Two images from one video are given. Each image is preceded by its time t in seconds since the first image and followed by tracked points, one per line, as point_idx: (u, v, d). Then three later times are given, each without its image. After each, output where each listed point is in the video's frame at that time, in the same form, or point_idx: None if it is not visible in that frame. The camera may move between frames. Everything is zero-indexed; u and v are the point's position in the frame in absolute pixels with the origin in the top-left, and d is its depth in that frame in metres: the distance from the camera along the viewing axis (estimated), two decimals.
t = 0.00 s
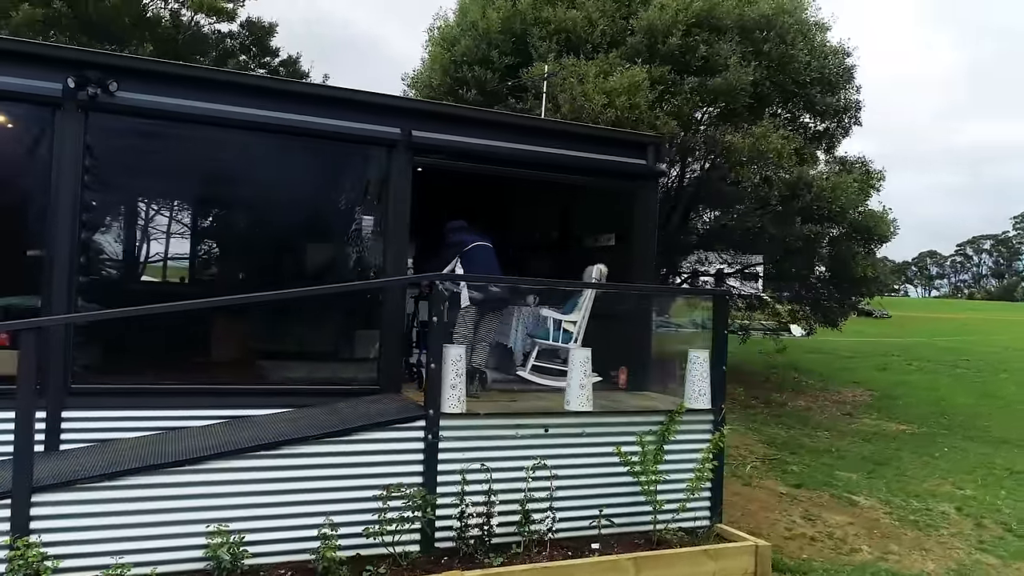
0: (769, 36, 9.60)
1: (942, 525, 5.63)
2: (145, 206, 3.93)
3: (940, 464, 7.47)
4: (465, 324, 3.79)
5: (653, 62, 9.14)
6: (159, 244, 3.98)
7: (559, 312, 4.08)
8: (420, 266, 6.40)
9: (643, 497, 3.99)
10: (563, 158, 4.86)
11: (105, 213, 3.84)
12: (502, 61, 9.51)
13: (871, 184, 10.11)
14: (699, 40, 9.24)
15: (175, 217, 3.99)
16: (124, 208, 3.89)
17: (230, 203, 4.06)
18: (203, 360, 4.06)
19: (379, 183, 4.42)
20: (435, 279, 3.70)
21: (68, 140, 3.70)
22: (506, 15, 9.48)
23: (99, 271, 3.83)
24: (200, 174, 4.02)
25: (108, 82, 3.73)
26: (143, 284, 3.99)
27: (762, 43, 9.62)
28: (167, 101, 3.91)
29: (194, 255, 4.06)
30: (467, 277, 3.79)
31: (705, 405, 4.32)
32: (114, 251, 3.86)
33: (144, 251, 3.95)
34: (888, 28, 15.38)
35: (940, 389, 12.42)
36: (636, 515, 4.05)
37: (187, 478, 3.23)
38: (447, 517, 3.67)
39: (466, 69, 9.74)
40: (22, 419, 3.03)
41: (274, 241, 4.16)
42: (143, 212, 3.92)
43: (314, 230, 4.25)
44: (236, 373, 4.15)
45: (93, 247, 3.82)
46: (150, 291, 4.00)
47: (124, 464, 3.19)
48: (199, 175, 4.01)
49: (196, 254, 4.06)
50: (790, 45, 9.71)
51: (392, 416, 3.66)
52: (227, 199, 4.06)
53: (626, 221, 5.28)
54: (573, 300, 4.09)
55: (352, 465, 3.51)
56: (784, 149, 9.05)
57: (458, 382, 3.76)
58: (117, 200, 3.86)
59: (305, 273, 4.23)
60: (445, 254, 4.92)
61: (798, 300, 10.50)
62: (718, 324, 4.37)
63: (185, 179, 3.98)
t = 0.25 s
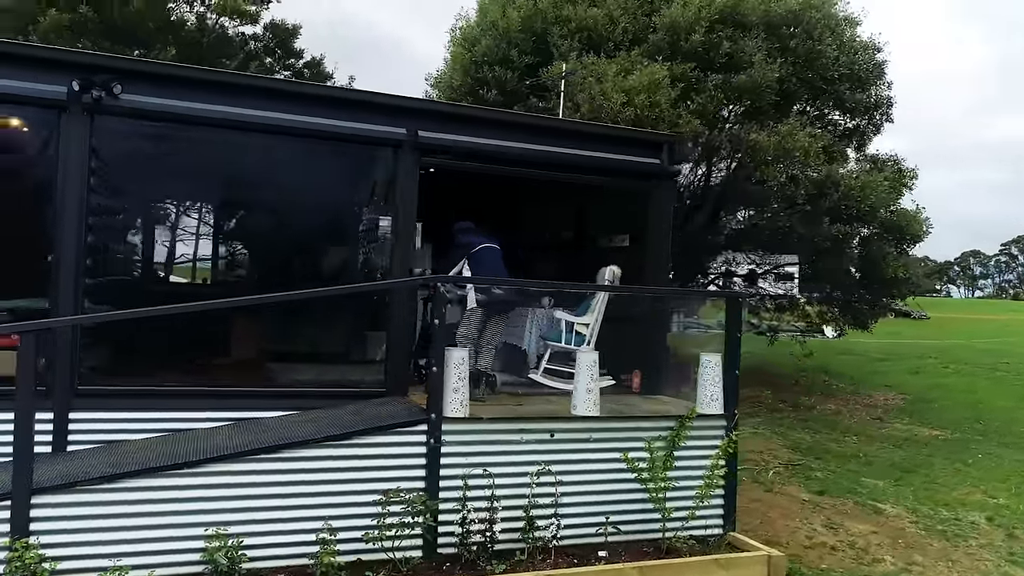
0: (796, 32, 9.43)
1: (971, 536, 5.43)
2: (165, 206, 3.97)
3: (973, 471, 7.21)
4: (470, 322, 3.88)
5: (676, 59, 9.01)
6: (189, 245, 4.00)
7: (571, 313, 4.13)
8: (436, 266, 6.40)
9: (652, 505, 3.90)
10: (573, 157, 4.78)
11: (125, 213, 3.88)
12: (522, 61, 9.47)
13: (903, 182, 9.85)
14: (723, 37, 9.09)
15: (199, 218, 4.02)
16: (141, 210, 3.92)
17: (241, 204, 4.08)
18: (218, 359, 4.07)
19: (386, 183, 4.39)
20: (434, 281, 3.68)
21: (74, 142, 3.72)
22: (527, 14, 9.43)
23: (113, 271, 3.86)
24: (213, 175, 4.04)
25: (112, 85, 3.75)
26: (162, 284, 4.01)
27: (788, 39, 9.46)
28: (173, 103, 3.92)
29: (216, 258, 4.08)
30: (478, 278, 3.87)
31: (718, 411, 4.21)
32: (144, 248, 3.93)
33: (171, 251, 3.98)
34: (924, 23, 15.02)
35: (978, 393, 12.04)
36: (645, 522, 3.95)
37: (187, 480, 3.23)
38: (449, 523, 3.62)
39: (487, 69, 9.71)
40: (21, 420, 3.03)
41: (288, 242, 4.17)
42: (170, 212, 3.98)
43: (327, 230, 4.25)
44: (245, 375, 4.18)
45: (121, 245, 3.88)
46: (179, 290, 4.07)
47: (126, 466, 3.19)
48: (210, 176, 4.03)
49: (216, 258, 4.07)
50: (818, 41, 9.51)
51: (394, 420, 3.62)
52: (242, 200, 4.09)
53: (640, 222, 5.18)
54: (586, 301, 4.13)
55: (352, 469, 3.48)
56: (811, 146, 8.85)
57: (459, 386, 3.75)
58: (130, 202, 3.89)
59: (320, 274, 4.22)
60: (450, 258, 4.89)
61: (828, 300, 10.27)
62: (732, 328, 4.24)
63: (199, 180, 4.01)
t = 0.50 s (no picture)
0: (823, 27, 9.28)
1: (1001, 547, 5.22)
2: (184, 210, 4.05)
3: (1006, 479, 6.96)
4: (473, 320, 3.92)
5: (698, 57, 8.89)
6: (214, 246, 4.10)
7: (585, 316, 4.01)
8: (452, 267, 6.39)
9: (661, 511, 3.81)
10: (581, 157, 4.73)
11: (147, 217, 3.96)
12: (543, 59, 9.39)
13: (936, 180, 9.57)
14: (747, 33, 8.93)
15: (220, 219, 4.09)
16: (159, 214, 3.99)
17: (255, 206, 4.13)
18: (233, 364, 4.13)
19: (394, 184, 4.38)
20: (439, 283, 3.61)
21: (82, 145, 3.77)
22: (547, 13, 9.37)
23: (133, 274, 3.95)
24: (227, 178, 4.08)
25: (118, 88, 3.76)
26: (179, 286, 4.08)
27: (815, 35, 9.30)
28: (178, 105, 3.93)
29: (236, 260, 4.16)
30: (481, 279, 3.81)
31: (731, 415, 4.10)
32: (167, 248, 4.02)
33: (196, 253, 4.09)
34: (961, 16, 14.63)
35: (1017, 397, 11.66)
36: (653, 529, 3.86)
37: (186, 484, 3.22)
38: (451, 529, 3.56)
39: (508, 69, 9.66)
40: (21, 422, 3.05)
41: (305, 243, 4.23)
42: (193, 214, 4.07)
43: (344, 229, 4.29)
44: (257, 378, 4.16)
45: (145, 249, 3.96)
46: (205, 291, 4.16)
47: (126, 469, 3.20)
48: (223, 179, 4.08)
49: (236, 259, 4.14)
50: (846, 36, 9.30)
51: (395, 424, 3.58)
52: (259, 202, 4.14)
53: (654, 221, 5.09)
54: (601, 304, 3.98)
55: (353, 473, 3.44)
56: (838, 143, 8.65)
57: (463, 390, 3.67)
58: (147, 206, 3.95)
59: (337, 274, 4.27)
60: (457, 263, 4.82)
61: (858, 301, 10.02)
62: (746, 332, 4.12)
63: (214, 183, 4.07)
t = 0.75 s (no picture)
0: (850, 22, 9.05)
1: None
2: (204, 215, 4.06)
3: None
4: (478, 321, 3.90)
5: (721, 54, 8.76)
6: (240, 247, 4.14)
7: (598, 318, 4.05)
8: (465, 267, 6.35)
9: (668, 518, 3.72)
10: (589, 157, 4.67)
11: (170, 218, 4.00)
12: (564, 58, 9.30)
13: (969, 177, 9.30)
14: (771, 29, 8.76)
15: (243, 220, 4.12)
16: (178, 214, 4.01)
17: (271, 206, 4.16)
18: (249, 367, 4.13)
19: (399, 184, 4.36)
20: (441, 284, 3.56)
21: (87, 146, 3.81)
22: (567, 12, 9.29)
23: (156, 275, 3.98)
24: (239, 179, 4.10)
25: (123, 90, 3.80)
26: (196, 287, 4.08)
27: (842, 30, 9.07)
28: (182, 106, 3.94)
29: (256, 261, 4.19)
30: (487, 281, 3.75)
31: (742, 420, 4.01)
32: (191, 248, 4.03)
33: (223, 254, 4.13)
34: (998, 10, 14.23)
35: None
36: (660, 536, 3.77)
37: (184, 486, 3.21)
38: (452, 534, 3.51)
39: (528, 68, 9.59)
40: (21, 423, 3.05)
41: (323, 244, 4.25)
42: (219, 215, 4.10)
43: (360, 228, 4.29)
44: (266, 380, 4.17)
45: (171, 249, 4.00)
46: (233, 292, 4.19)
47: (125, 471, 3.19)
48: (235, 180, 4.09)
49: (256, 260, 4.18)
50: (874, 30, 9.08)
51: (394, 427, 3.53)
52: (279, 203, 4.16)
53: (667, 220, 4.99)
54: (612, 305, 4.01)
55: (352, 477, 3.41)
56: (865, 140, 8.44)
57: (465, 393, 3.62)
58: (166, 207, 3.98)
59: (353, 275, 4.27)
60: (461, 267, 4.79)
61: (889, 301, 9.77)
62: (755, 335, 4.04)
63: (229, 184, 4.09)
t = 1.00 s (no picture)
0: (878, 17, 8.83)
1: None
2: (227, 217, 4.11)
3: None
4: (479, 320, 3.91)
5: (744, 51, 8.60)
6: (261, 248, 4.19)
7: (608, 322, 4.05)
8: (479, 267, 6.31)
9: (676, 526, 3.61)
10: (599, 156, 4.58)
11: (192, 218, 4.04)
12: (584, 57, 9.21)
13: (1003, 174, 9.01)
14: (796, 24, 8.57)
15: (264, 222, 4.17)
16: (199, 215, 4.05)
17: (287, 208, 4.20)
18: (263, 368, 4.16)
19: (406, 184, 4.31)
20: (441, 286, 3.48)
21: (93, 149, 3.82)
22: (587, 10, 9.20)
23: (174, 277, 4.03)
24: (251, 181, 4.13)
25: (127, 93, 3.81)
26: (213, 288, 4.13)
27: (870, 24, 8.85)
28: (188, 109, 3.95)
29: (275, 262, 4.27)
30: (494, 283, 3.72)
31: (754, 426, 3.89)
32: (217, 249, 4.11)
33: (247, 256, 4.19)
34: None
35: None
36: (667, 544, 3.67)
37: (182, 489, 3.19)
38: (452, 540, 3.45)
39: (548, 67, 9.52)
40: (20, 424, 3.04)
41: (338, 245, 4.27)
42: (242, 217, 4.14)
43: (373, 228, 4.28)
44: (277, 382, 4.17)
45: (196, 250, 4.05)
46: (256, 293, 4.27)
47: (123, 473, 3.18)
48: (245, 181, 4.12)
49: (275, 261, 4.26)
50: (904, 24, 8.84)
51: (395, 432, 3.49)
52: (298, 205, 4.21)
53: (680, 219, 4.90)
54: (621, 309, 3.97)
55: (351, 481, 3.36)
56: (894, 137, 8.21)
57: (467, 396, 3.57)
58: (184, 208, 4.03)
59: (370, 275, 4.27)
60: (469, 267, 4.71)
61: (920, 302, 9.50)
62: (769, 339, 3.91)
63: (241, 185, 4.12)
